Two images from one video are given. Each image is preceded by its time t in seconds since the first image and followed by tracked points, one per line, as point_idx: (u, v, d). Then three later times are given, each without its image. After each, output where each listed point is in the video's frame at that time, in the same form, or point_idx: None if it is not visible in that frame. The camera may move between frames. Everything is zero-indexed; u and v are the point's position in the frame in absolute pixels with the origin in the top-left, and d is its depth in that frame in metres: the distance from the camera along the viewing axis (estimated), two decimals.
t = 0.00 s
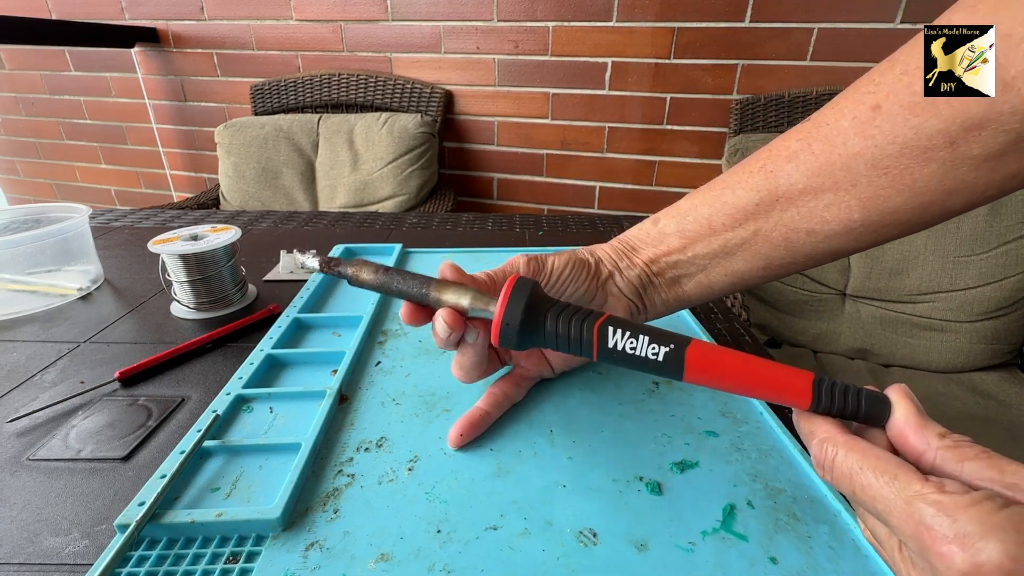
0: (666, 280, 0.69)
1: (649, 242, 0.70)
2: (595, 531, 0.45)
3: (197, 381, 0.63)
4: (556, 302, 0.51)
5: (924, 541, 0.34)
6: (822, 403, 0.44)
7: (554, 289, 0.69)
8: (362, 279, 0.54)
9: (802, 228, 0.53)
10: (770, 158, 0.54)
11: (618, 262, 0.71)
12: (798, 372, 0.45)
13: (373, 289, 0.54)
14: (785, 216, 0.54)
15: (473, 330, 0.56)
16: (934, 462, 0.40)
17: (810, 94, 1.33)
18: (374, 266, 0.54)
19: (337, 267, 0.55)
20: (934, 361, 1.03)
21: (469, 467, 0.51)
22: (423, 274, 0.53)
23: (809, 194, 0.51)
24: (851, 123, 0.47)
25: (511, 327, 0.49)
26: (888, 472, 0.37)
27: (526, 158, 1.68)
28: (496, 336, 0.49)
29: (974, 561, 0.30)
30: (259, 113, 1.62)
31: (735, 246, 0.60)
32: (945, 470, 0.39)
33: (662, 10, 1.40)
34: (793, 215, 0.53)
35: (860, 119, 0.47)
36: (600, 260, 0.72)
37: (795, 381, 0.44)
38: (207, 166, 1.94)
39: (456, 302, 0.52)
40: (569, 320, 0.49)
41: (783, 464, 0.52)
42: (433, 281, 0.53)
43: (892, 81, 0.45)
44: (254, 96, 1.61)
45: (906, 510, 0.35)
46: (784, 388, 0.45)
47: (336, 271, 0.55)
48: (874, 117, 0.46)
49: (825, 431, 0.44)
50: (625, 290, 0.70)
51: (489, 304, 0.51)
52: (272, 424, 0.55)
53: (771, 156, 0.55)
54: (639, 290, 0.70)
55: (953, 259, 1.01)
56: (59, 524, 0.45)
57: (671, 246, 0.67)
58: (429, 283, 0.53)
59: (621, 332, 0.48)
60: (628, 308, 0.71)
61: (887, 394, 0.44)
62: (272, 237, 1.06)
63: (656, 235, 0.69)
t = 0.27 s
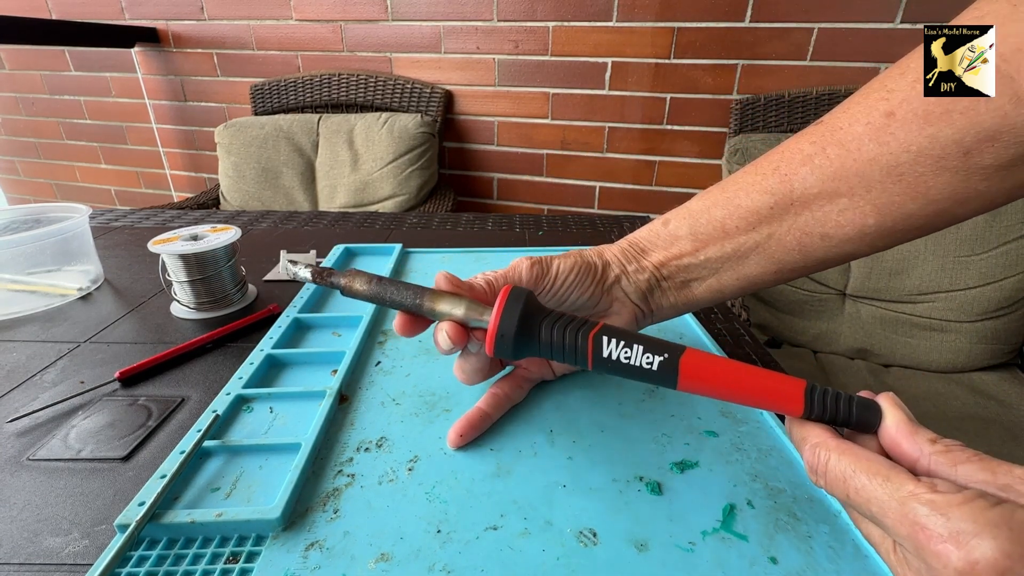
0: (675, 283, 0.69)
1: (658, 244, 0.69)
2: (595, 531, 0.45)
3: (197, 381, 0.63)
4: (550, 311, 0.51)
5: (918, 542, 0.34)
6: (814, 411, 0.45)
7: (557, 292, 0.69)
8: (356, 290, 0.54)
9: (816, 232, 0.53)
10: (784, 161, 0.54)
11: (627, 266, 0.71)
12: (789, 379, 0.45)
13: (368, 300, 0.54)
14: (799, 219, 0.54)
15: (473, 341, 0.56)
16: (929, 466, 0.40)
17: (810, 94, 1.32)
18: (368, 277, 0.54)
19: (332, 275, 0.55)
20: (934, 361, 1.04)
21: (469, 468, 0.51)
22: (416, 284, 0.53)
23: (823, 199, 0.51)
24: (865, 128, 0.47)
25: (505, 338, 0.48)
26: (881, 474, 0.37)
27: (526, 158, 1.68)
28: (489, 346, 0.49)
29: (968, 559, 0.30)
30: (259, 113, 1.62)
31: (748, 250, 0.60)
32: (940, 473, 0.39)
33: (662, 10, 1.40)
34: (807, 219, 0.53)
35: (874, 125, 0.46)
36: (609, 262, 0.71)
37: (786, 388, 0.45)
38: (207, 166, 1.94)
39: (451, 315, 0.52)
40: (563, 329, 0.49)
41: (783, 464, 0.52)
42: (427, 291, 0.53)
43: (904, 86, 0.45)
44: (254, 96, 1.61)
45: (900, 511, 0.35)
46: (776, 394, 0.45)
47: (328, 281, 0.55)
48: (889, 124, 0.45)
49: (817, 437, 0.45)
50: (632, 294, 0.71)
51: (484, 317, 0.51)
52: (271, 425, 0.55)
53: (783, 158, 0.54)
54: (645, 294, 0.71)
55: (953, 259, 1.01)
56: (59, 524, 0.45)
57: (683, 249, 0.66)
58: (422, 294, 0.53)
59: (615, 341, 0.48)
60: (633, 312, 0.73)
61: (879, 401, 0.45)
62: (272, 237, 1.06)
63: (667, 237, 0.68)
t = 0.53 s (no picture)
0: (675, 281, 0.69)
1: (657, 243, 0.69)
2: (596, 531, 0.45)
3: (197, 381, 0.63)
4: (548, 316, 0.51)
5: (917, 545, 0.34)
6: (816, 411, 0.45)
7: (556, 293, 0.70)
8: (352, 298, 0.54)
9: (817, 231, 0.53)
10: (786, 159, 0.54)
11: (625, 264, 0.71)
12: (791, 382, 0.45)
13: (365, 309, 0.55)
14: (800, 218, 0.54)
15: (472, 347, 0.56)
16: (929, 467, 0.40)
17: (810, 94, 1.32)
18: (365, 286, 0.54)
19: (327, 285, 0.55)
20: (934, 361, 1.04)
21: (469, 467, 0.51)
22: (413, 292, 0.53)
23: (825, 197, 0.51)
24: (867, 126, 0.47)
25: (504, 345, 0.49)
26: (880, 476, 0.37)
27: (526, 157, 1.68)
28: (489, 354, 0.49)
29: (967, 563, 0.30)
30: (259, 113, 1.62)
31: (748, 248, 0.60)
32: (940, 474, 0.39)
33: (663, 10, 1.40)
34: (808, 218, 0.53)
35: (877, 123, 0.46)
36: (607, 262, 0.71)
37: (786, 390, 0.45)
38: (207, 166, 1.94)
39: (449, 323, 0.52)
40: (561, 335, 0.49)
41: (783, 464, 0.52)
42: (424, 299, 0.53)
43: (908, 84, 0.45)
44: (253, 96, 1.61)
45: (899, 514, 0.35)
46: (775, 398, 0.45)
47: (325, 291, 0.55)
48: (892, 122, 0.45)
49: (817, 438, 0.45)
50: (631, 294, 0.71)
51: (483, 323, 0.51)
52: (272, 425, 0.55)
53: (785, 157, 0.54)
54: (644, 293, 0.71)
55: (953, 259, 1.01)
56: (60, 524, 0.45)
57: (682, 247, 0.66)
58: (419, 301, 0.53)
59: (614, 346, 0.48)
60: (632, 311, 0.72)
61: (879, 401, 0.45)
62: (272, 237, 1.06)
63: (666, 236, 0.68)
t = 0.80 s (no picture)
0: (674, 281, 0.69)
1: (656, 243, 0.69)
2: (596, 531, 0.45)
3: (197, 381, 0.63)
4: (550, 315, 0.51)
5: (918, 545, 0.34)
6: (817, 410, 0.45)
7: (557, 292, 0.69)
8: (353, 298, 0.54)
9: (815, 231, 0.53)
10: (785, 159, 0.54)
11: (625, 264, 0.71)
12: (792, 381, 0.45)
13: (366, 308, 0.55)
14: (799, 218, 0.54)
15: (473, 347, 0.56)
16: (930, 466, 0.40)
17: (811, 94, 1.32)
18: (366, 285, 0.54)
19: (328, 284, 0.55)
20: (933, 362, 1.04)
21: (469, 467, 0.51)
22: (413, 291, 0.53)
23: (823, 197, 0.51)
24: (866, 126, 0.47)
25: (505, 344, 0.48)
26: (881, 476, 0.37)
27: (525, 157, 1.68)
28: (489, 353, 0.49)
29: (969, 563, 0.30)
30: (258, 113, 1.62)
31: (747, 248, 0.60)
32: (940, 472, 0.39)
33: (662, 10, 1.40)
34: (806, 217, 0.53)
35: (874, 123, 0.46)
36: (607, 261, 0.71)
37: (787, 390, 0.45)
38: (207, 166, 1.94)
39: (449, 322, 0.52)
40: (562, 334, 0.49)
41: (783, 464, 0.52)
42: (425, 298, 0.53)
43: (903, 84, 0.45)
44: (254, 96, 1.61)
45: (900, 514, 0.35)
46: (777, 397, 0.45)
47: (326, 290, 0.55)
48: (888, 122, 0.45)
49: (817, 438, 0.45)
50: (631, 293, 0.71)
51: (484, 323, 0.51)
52: (272, 425, 0.55)
53: (784, 157, 0.54)
54: (644, 293, 0.71)
55: (953, 259, 1.01)
56: (60, 524, 0.45)
57: (681, 247, 0.66)
58: (420, 300, 0.52)
59: (615, 345, 0.48)
60: (632, 310, 0.73)
61: (881, 400, 0.45)
62: (272, 237, 1.06)
63: (665, 236, 0.68)
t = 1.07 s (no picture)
0: (674, 281, 0.69)
1: (656, 244, 0.69)
2: (596, 531, 0.45)
3: (197, 381, 0.63)
4: (550, 317, 0.51)
5: (920, 546, 0.34)
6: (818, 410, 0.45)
7: (557, 292, 0.69)
8: (353, 300, 0.54)
9: (815, 231, 0.53)
10: (785, 160, 0.54)
11: (625, 265, 0.71)
12: (794, 382, 0.45)
13: (366, 311, 0.55)
14: (798, 218, 0.54)
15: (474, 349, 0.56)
16: (932, 465, 0.40)
17: (811, 94, 1.32)
18: (366, 288, 0.54)
19: (328, 287, 0.55)
20: (934, 362, 1.04)
21: (469, 468, 0.51)
22: (414, 294, 0.53)
23: (823, 198, 0.51)
24: (865, 127, 0.47)
25: (507, 345, 0.48)
26: (882, 477, 0.37)
27: (525, 158, 1.68)
28: (490, 355, 0.49)
29: (971, 564, 0.30)
30: (259, 113, 1.62)
31: (747, 248, 0.60)
32: (942, 471, 0.39)
33: (662, 10, 1.40)
34: (806, 218, 0.53)
35: (874, 125, 0.46)
36: (607, 261, 0.71)
37: (789, 391, 0.45)
38: (207, 166, 1.94)
39: (450, 324, 0.52)
40: (563, 336, 0.49)
41: (783, 464, 0.52)
42: (426, 300, 0.53)
43: (904, 86, 0.45)
44: (254, 96, 1.61)
45: (901, 515, 0.35)
46: (778, 398, 0.45)
47: (325, 293, 0.55)
48: (888, 123, 0.45)
49: (818, 439, 0.45)
50: (631, 294, 0.71)
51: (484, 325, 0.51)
52: (272, 425, 0.55)
53: (784, 157, 0.54)
54: (644, 293, 0.71)
55: (953, 259, 1.01)
56: (60, 524, 0.45)
57: (681, 247, 0.66)
58: (420, 303, 0.52)
59: (618, 345, 0.48)
60: (632, 310, 0.73)
61: (882, 400, 0.45)
62: (272, 237, 1.06)
63: (665, 236, 0.68)
